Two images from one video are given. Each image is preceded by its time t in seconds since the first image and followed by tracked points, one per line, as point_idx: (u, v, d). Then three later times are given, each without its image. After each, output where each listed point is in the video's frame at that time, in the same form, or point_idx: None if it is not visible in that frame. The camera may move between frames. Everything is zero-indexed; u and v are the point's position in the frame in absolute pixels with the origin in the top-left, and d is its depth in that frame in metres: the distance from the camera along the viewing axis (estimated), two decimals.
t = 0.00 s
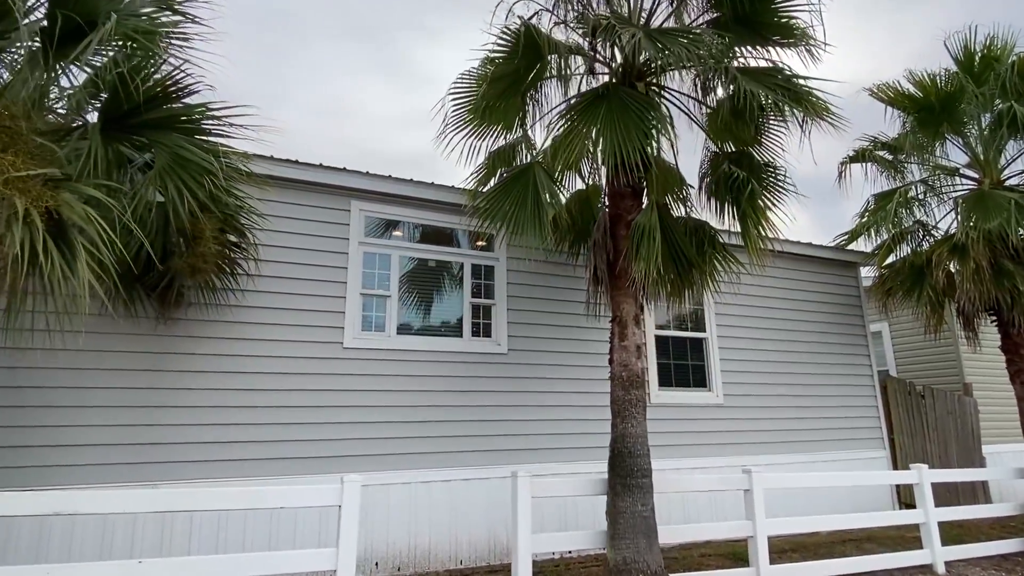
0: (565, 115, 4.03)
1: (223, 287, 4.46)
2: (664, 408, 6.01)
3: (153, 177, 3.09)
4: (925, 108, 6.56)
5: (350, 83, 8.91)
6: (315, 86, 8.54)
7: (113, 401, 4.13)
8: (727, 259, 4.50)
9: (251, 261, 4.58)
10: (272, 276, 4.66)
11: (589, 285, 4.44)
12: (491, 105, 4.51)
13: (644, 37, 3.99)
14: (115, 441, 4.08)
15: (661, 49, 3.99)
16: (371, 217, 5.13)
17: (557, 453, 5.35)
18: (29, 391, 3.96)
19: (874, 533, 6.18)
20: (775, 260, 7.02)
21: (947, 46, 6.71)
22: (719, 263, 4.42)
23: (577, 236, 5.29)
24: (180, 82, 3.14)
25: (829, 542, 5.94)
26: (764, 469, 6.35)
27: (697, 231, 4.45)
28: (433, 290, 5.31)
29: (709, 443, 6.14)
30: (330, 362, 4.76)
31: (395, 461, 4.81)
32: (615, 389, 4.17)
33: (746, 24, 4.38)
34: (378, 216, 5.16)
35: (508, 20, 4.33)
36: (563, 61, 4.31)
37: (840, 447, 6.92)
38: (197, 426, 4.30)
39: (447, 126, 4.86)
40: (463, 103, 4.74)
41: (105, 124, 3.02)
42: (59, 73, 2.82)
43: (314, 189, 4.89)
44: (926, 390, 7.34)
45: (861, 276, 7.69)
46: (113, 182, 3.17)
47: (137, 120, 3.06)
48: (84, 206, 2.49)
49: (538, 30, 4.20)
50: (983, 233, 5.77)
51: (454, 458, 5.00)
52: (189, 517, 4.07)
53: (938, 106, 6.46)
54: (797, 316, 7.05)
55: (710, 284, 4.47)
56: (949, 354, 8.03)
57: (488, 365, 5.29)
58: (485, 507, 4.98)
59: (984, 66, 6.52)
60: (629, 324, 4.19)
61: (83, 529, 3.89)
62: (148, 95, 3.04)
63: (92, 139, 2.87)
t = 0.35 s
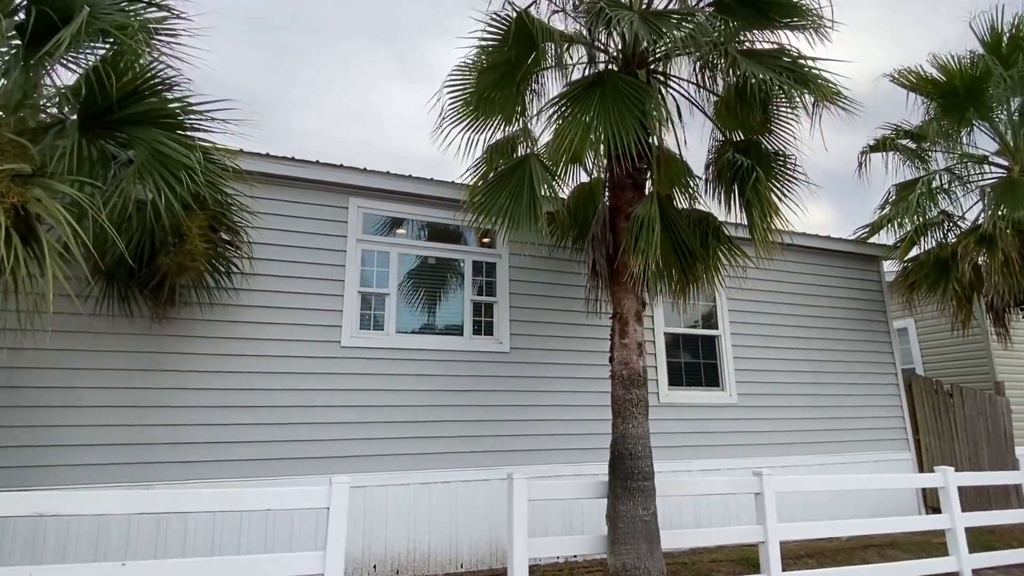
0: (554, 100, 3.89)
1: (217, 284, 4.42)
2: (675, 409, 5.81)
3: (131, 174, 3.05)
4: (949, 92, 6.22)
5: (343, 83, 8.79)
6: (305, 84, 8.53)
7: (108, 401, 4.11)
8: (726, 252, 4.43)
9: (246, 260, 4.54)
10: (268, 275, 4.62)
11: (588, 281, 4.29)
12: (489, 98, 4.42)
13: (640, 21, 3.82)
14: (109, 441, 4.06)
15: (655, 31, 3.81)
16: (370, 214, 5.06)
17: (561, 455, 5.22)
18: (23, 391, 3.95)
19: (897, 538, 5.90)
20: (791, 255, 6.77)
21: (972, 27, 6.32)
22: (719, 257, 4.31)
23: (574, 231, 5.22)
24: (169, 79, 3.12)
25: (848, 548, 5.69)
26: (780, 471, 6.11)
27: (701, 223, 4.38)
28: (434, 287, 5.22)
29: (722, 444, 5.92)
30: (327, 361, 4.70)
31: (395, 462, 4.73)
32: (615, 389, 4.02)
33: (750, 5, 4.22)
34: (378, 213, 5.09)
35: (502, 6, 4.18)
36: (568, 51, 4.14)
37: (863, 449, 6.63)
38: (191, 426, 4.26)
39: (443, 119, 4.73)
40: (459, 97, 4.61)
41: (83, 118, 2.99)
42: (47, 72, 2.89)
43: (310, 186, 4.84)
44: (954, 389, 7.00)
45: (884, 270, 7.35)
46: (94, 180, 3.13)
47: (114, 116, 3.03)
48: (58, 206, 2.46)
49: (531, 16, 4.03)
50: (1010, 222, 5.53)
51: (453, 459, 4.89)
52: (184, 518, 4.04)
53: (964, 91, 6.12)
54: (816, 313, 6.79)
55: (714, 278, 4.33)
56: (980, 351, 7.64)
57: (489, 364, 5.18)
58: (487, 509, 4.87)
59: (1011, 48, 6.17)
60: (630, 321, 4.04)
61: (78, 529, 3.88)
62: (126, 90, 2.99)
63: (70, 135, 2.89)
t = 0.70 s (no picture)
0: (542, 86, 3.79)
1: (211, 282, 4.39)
2: (685, 408, 5.60)
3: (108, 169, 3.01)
4: (976, 74, 5.89)
5: (337, 83, 9.03)
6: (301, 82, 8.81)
7: (103, 400, 4.10)
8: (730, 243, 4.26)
9: (240, 258, 4.50)
10: (264, 273, 4.58)
11: (586, 275, 4.14)
12: (483, 89, 4.32)
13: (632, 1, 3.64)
14: (105, 441, 4.06)
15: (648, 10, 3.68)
16: (367, 211, 4.99)
17: (564, 455, 5.08)
18: (19, 390, 3.96)
19: (923, 545, 5.61)
20: (808, 248, 6.50)
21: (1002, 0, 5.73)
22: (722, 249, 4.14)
23: (575, 225, 5.09)
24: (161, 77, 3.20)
25: (870, 554, 5.42)
26: (798, 473, 5.86)
27: (703, 213, 4.22)
28: (433, 285, 5.13)
29: (736, 445, 5.69)
30: (323, 360, 4.64)
31: (392, 462, 4.64)
32: (614, 387, 3.86)
33: None
34: (376, 210, 5.03)
35: None
36: (570, 38, 3.99)
37: (886, 450, 6.33)
38: (187, 426, 4.24)
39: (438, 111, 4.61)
40: (454, 87, 4.46)
41: (61, 116, 2.96)
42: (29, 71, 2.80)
43: (306, 183, 4.79)
44: (986, 388, 6.64)
45: (908, 264, 7.02)
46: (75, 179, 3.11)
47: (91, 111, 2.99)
48: (31, 206, 2.43)
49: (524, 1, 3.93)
50: None
51: (453, 460, 4.79)
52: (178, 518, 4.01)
53: (992, 72, 5.78)
54: (835, 308, 6.51)
55: (718, 270, 4.14)
56: (1015, 347, 7.24)
57: (490, 362, 5.06)
58: (488, 511, 4.76)
59: None
60: (630, 316, 3.88)
61: (73, 528, 3.89)
62: (102, 85, 2.95)
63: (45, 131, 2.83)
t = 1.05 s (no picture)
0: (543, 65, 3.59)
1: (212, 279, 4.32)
2: (706, 407, 5.33)
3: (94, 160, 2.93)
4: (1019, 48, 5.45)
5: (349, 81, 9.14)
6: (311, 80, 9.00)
7: (106, 399, 4.04)
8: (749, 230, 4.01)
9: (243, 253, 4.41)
10: (267, 269, 4.49)
11: (596, 266, 3.94)
12: (488, 75, 4.16)
13: None
14: (109, 440, 4.00)
15: None
16: (373, 205, 4.87)
17: (577, 456, 4.88)
18: (21, 389, 3.91)
19: (966, 554, 5.23)
20: (836, 238, 6.16)
21: None
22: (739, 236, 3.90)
23: (586, 216, 4.88)
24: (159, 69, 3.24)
25: (908, 564, 5.08)
26: (828, 476, 5.53)
27: (718, 199, 3.96)
28: (442, 280, 4.97)
29: (761, 445, 5.40)
30: (329, 357, 4.52)
31: (399, 463, 4.50)
32: (626, 385, 3.65)
33: None
34: (381, 203, 4.90)
35: None
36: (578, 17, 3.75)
37: (925, 451, 5.95)
38: (190, 425, 4.16)
39: (442, 100, 4.43)
40: (455, 73, 4.24)
41: (46, 107, 2.88)
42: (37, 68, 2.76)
43: (310, 177, 4.69)
44: None
45: (947, 254, 6.62)
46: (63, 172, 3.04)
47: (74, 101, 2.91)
48: (8, 203, 2.35)
49: None
50: None
51: (461, 460, 4.63)
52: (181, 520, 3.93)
53: None
54: (866, 301, 6.15)
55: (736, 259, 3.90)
56: None
57: (499, 360, 4.89)
58: (497, 514, 4.59)
59: None
60: (642, 309, 3.66)
61: (76, 529, 3.83)
62: (87, 73, 2.85)
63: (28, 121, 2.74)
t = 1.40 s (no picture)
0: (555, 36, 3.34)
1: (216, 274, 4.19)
2: (737, 408, 5.01)
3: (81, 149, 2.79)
4: None
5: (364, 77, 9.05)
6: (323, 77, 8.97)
7: (110, 399, 3.92)
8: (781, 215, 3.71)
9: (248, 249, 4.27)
10: (274, 265, 4.33)
11: (616, 256, 3.68)
12: (500, 55, 3.93)
13: None
14: (112, 442, 3.88)
15: None
16: (383, 198, 4.69)
17: (598, 460, 4.63)
18: (24, 388, 3.81)
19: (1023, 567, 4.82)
20: (876, 227, 5.77)
21: None
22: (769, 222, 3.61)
23: (606, 205, 4.62)
24: (164, 62, 3.24)
25: None
26: (870, 481, 5.16)
27: (748, 182, 3.66)
28: (455, 275, 4.77)
29: (796, 449, 5.06)
30: (338, 356, 4.35)
31: (411, 466, 4.30)
32: (649, 384, 3.38)
33: None
34: (391, 196, 4.71)
35: None
36: None
37: (977, 455, 5.51)
38: (195, 426, 4.02)
39: (452, 85, 4.23)
40: (464, 56, 4.02)
41: (32, 95, 2.76)
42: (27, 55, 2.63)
43: (318, 169, 4.52)
44: None
45: (997, 243, 6.16)
46: (50, 164, 2.90)
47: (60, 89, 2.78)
48: None
49: None
50: None
51: (476, 464, 4.41)
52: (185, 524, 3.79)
53: None
54: (908, 295, 5.76)
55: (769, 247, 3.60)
56: None
57: (515, 358, 4.66)
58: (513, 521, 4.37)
59: None
60: (665, 303, 3.40)
61: (79, 533, 3.71)
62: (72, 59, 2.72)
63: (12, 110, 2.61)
